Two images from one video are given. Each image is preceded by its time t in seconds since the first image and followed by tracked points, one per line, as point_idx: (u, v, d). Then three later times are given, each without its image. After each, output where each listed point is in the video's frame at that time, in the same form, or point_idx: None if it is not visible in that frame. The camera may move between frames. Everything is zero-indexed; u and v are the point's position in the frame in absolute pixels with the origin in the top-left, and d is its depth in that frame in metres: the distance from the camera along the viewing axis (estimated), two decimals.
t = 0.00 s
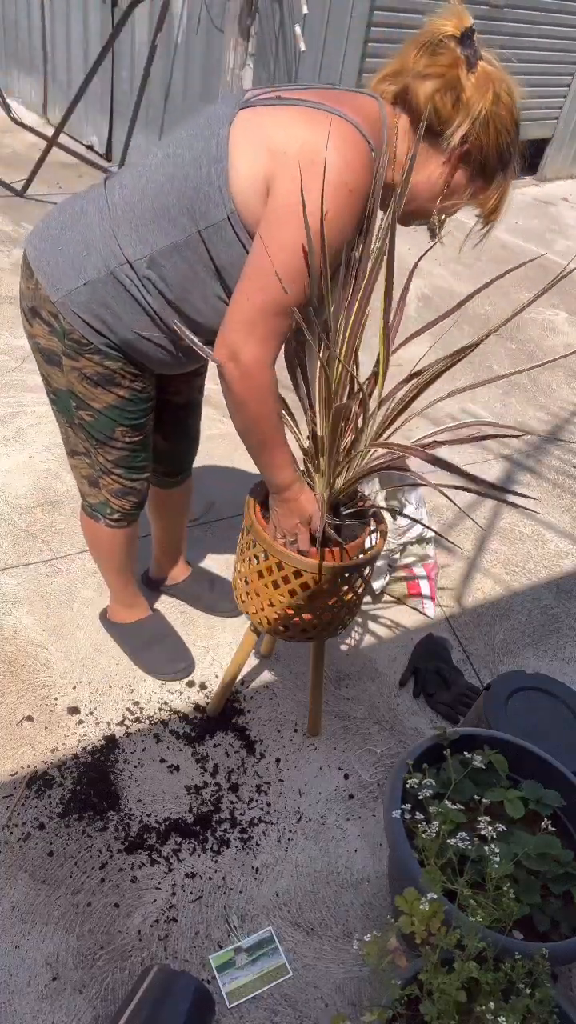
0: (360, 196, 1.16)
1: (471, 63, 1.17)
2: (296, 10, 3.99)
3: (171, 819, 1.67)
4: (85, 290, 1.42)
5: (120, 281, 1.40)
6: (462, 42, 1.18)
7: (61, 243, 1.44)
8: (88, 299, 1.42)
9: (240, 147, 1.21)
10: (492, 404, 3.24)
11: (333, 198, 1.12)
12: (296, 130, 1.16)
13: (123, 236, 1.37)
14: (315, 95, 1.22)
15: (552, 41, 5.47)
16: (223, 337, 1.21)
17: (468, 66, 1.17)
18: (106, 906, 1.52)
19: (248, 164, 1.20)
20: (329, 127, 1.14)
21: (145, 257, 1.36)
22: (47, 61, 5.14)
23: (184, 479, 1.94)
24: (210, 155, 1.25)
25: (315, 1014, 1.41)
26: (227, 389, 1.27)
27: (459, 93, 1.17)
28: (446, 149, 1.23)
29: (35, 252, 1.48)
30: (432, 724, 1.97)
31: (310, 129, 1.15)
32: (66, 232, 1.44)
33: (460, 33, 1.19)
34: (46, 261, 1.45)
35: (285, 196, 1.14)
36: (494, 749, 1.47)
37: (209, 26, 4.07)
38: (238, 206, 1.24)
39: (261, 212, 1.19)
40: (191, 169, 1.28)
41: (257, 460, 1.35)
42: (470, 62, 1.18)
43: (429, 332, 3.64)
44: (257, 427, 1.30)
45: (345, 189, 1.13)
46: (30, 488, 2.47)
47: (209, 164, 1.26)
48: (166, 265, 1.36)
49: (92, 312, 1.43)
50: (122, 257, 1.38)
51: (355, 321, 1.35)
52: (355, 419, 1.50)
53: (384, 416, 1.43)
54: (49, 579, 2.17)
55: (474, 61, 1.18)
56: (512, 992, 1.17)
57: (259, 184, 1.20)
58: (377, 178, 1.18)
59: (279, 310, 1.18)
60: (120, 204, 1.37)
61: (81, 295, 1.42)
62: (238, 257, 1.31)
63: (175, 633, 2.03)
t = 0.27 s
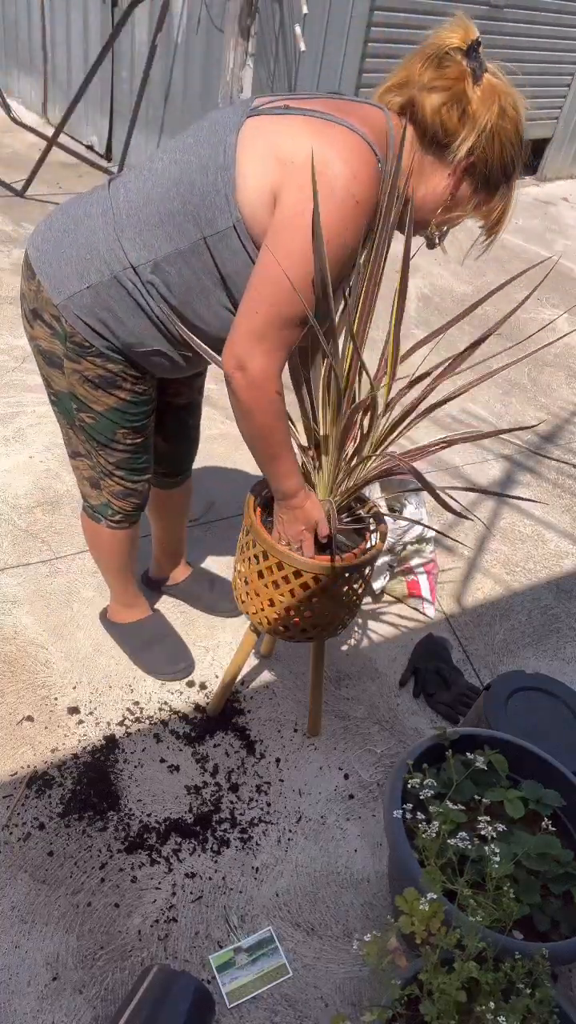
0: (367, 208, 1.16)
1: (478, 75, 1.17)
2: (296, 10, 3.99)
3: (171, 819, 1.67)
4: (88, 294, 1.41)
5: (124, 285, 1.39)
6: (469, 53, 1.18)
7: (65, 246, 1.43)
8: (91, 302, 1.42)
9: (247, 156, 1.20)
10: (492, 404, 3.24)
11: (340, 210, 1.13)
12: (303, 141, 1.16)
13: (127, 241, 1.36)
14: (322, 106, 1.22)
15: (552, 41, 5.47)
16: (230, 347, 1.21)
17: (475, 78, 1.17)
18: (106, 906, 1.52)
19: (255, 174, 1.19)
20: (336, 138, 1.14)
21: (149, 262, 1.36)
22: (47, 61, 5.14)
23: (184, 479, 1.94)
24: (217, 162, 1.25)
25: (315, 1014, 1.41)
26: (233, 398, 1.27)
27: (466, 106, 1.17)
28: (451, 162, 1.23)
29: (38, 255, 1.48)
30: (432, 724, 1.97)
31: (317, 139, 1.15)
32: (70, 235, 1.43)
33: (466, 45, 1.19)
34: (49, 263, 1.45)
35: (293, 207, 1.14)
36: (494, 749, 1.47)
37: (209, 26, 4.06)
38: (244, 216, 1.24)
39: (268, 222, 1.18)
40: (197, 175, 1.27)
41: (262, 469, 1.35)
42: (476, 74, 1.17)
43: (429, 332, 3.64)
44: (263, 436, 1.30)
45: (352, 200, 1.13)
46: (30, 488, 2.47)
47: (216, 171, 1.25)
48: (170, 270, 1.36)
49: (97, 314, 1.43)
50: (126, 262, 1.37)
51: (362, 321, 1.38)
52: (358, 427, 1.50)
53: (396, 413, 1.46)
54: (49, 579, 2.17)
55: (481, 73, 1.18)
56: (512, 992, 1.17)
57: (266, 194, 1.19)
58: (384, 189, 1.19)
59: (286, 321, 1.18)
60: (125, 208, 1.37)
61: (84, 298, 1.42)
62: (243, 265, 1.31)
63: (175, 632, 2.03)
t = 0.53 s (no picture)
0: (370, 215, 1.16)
1: (481, 83, 1.18)
2: (296, 11, 4.00)
3: (171, 819, 1.67)
4: (88, 297, 1.42)
5: (123, 288, 1.39)
6: (471, 61, 1.18)
7: (64, 248, 1.43)
8: (90, 305, 1.42)
9: (249, 162, 1.20)
10: (492, 404, 3.24)
11: (341, 216, 1.13)
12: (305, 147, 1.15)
13: (127, 244, 1.36)
14: (323, 111, 1.22)
15: (552, 42, 5.47)
16: (230, 353, 1.21)
17: (477, 85, 1.17)
18: (106, 906, 1.52)
19: (257, 180, 1.19)
20: (337, 144, 1.14)
21: (149, 265, 1.36)
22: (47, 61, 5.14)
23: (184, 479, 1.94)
24: (218, 167, 1.24)
25: (315, 1014, 1.41)
26: (233, 403, 1.27)
27: (469, 113, 1.18)
28: (453, 168, 1.23)
29: (36, 259, 1.48)
30: (432, 724, 1.97)
31: (318, 145, 1.15)
32: (70, 237, 1.43)
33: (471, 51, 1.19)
34: (48, 266, 1.45)
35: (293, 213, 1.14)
36: (494, 749, 1.47)
37: (209, 26, 4.06)
38: (246, 221, 1.24)
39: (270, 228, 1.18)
40: (198, 179, 1.27)
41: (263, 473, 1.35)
42: (480, 81, 1.18)
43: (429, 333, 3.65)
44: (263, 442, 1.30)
45: (353, 206, 1.13)
46: (30, 488, 2.47)
47: (218, 177, 1.25)
48: (170, 274, 1.36)
49: (92, 317, 1.43)
50: (126, 265, 1.37)
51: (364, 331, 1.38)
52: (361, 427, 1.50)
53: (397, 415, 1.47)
54: (49, 580, 2.17)
55: (484, 82, 1.18)
56: (512, 992, 1.17)
57: (267, 200, 1.19)
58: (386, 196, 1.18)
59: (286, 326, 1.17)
60: (125, 211, 1.36)
61: (83, 301, 1.42)
62: (244, 271, 1.31)
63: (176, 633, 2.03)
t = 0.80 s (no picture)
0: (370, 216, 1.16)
1: (481, 83, 1.17)
2: (296, 11, 4.00)
3: (171, 819, 1.67)
4: (87, 299, 1.42)
5: (123, 290, 1.39)
6: (472, 60, 1.18)
7: (64, 249, 1.43)
8: (90, 307, 1.42)
9: (248, 162, 1.21)
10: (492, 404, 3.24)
11: (341, 217, 1.13)
12: (306, 149, 1.16)
13: (126, 246, 1.36)
14: (324, 112, 1.22)
15: (551, 42, 5.47)
16: (232, 355, 1.21)
17: (478, 85, 1.17)
18: (106, 906, 1.52)
19: (257, 180, 1.20)
20: (337, 144, 1.14)
21: (149, 267, 1.36)
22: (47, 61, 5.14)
23: (184, 479, 1.94)
24: (218, 167, 1.25)
25: (315, 1014, 1.41)
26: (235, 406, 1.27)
27: (469, 113, 1.17)
28: (454, 168, 1.23)
29: (35, 259, 1.48)
30: (432, 724, 1.97)
31: (318, 145, 1.15)
32: (69, 238, 1.43)
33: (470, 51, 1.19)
34: (48, 267, 1.45)
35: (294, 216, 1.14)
36: (494, 749, 1.47)
37: (209, 26, 4.07)
38: (246, 222, 1.24)
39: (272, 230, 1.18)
40: (198, 181, 1.27)
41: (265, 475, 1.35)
42: (479, 80, 1.17)
43: (429, 332, 3.65)
44: (265, 444, 1.29)
45: (353, 206, 1.13)
46: (30, 488, 2.47)
47: (217, 177, 1.25)
48: (170, 275, 1.36)
49: (92, 318, 1.43)
50: (125, 267, 1.37)
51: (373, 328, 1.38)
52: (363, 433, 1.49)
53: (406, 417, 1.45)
54: (49, 579, 2.17)
55: (484, 82, 1.18)
56: (512, 992, 1.17)
57: (267, 200, 1.20)
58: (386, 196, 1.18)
59: (287, 328, 1.17)
60: (124, 212, 1.36)
61: (83, 302, 1.42)
62: (244, 272, 1.31)
63: (176, 633, 2.03)
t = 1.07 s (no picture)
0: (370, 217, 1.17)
1: (484, 91, 1.18)
2: (296, 11, 4.00)
3: (171, 819, 1.67)
4: (86, 300, 1.42)
5: (122, 291, 1.39)
6: (476, 67, 1.19)
7: (63, 250, 1.43)
8: (89, 308, 1.42)
9: (248, 164, 1.21)
10: (492, 404, 3.24)
11: (342, 217, 1.13)
12: (305, 150, 1.16)
13: (126, 247, 1.36)
14: (321, 112, 1.22)
15: (551, 42, 5.47)
16: (233, 355, 1.21)
17: (481, 93, 1.18)
18: (106, 906, 1.52)
19: (257, 182, 1.20)
20: (336, 145, 1.15)
21: (148, 268, 1.36)
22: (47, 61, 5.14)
23: (184, 479, 1.94)
24: (219, 169, 1.25)
25: (315, 1014, 1.41)
26: (235, 405, 1.27)
27: (471, 120, 1.18)
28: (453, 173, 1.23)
29: (33, 259, 1.48)
30: (432, 724, 1.97)
31: (318, 145, 1.15)
32: (68, 239, 1.43)
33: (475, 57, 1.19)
34: (46, 267, 1.45)
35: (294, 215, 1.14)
36: (495, 749, 1.47)
37: (209, 26, 4.06)
38: (246, 225, 1.24)
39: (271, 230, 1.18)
40: (198, 182, 1.27)
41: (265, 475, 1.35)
42: (483, 87, 1.18)
43: (429, 332, 3.65)
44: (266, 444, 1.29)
45: (353, 206, 1.13)
46: (30, 488, 2.47)
47: (217, 179, 1.25)
48: (168, 276, 1.36)
49: (91, 318, 1.43)
50: (125, 268, 1.37)
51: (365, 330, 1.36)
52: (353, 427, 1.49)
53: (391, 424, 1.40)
54: (49, 579, 2.17)
55: (487, 89, 1.18)
56: (512, 992, 1.17)
57: (267, 200, 1.20)
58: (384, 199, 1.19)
59: (286, 327, 1.17)
60: (124, 213, 1.36)
61: (82, 304, 1.42)
62: (243, 272, 1.31)
63: (176, 633, 2.03)
